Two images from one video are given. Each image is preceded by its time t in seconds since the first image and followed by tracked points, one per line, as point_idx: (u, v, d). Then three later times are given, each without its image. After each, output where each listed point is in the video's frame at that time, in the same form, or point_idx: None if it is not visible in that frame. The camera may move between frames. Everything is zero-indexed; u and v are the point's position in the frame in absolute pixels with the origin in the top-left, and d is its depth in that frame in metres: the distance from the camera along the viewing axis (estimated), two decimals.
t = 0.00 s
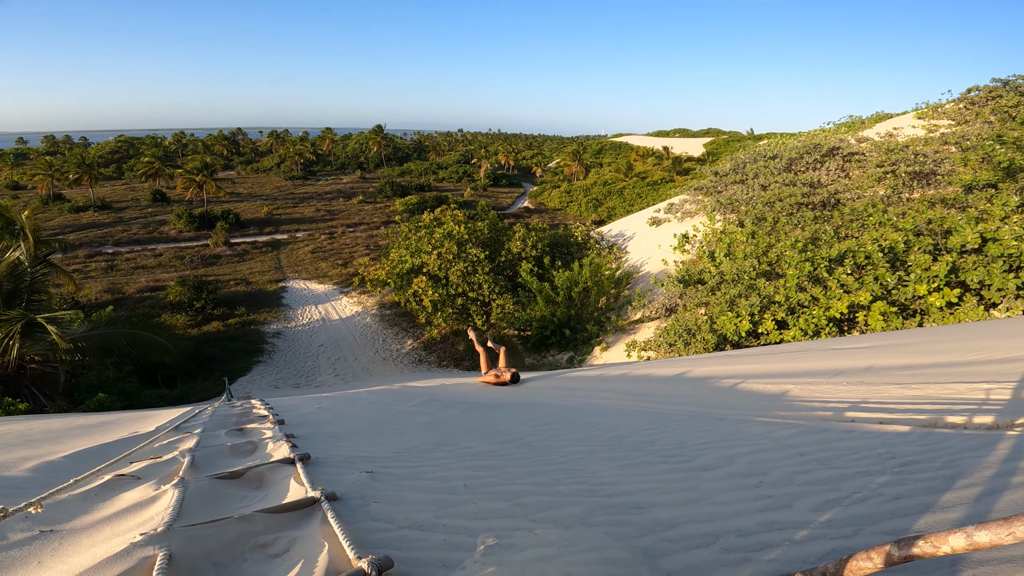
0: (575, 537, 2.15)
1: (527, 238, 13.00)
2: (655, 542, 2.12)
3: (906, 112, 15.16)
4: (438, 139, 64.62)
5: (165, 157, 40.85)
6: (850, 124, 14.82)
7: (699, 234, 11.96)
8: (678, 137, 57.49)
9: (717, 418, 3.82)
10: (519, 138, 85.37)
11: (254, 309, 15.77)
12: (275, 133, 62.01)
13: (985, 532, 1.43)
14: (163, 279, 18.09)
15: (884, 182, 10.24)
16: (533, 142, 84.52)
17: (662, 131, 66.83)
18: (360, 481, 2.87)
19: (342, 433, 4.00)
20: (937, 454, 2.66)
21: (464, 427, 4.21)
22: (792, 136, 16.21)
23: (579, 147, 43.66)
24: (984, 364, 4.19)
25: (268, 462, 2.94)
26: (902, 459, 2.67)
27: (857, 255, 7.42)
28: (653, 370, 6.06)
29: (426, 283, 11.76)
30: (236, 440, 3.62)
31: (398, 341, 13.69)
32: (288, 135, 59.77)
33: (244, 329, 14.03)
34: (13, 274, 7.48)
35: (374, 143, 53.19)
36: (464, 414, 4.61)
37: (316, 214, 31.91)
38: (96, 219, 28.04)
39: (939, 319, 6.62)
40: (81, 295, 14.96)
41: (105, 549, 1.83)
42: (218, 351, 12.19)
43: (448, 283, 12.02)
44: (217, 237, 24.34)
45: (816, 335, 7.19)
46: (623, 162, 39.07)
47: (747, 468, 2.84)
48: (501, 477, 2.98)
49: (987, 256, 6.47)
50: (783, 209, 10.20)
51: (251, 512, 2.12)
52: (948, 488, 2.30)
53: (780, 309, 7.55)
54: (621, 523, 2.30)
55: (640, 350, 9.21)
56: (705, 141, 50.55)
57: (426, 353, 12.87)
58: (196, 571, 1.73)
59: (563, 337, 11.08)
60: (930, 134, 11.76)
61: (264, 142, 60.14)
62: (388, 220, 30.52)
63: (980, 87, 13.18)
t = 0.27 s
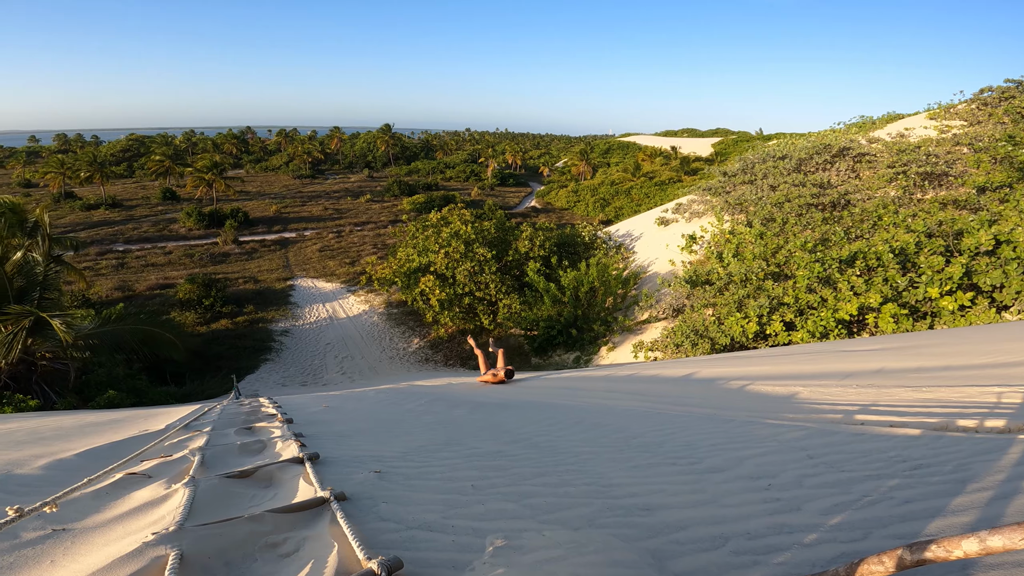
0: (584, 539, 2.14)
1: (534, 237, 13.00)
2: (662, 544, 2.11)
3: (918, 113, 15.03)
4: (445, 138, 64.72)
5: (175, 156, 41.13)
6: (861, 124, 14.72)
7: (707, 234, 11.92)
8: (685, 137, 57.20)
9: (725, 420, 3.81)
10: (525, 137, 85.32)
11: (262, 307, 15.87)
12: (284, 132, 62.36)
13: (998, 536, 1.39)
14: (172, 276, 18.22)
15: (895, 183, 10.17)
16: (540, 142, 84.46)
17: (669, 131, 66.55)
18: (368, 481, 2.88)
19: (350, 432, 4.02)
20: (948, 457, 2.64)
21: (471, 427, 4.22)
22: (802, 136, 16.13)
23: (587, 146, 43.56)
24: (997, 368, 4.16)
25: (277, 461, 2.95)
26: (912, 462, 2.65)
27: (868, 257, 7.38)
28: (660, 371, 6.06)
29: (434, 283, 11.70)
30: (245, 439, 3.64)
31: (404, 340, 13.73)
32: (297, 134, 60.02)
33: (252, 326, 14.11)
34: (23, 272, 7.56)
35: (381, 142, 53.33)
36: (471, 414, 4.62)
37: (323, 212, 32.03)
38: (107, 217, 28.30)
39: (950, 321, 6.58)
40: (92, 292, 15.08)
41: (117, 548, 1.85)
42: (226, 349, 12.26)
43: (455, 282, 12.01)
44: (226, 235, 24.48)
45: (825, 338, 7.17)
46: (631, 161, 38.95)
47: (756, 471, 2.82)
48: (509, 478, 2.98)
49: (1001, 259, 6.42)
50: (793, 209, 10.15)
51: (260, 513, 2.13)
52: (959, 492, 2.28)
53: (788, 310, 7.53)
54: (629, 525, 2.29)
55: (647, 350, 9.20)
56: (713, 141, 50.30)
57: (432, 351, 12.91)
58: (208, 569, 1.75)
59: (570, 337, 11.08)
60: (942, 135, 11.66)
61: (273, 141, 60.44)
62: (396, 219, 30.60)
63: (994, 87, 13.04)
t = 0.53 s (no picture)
0: (596, 539, 2.14)
1: (540, 237, 13.01)
2: (675, 545, 2.11)
3: (927, 114, 14.94)
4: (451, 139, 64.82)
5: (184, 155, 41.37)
6: (870, 125, 14.64)
7: (714, 235, 11.89)
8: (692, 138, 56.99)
9: (735, 421, 3.80)
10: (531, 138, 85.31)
11: (269, 306, 15.94)
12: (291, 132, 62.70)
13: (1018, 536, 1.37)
14: (180, 275, 18.33)
15: (905, 185, 10.12)
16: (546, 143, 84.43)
17: (675, 132, 66.37)
18: (379, 480, 2.88)
19: (359, 432, 4.03)
20: (962, 459, 2.62)
21: (479, 427, 4.22)
22: (810, 137, 16.07)
23: (593, 147, 43.50)
24: (1009, 371, 4.12)
25: (288, 460, 2.96)
26: (925, 464, 2.63)
27: (877, 258, 7.35)
28: (668, 372, 6.05)
29: (440, 283, 11.82)
30: (256, 439, 3.65)
31: (410, 339, 13.75)
32: (304, 135, 60.28)
33: (259, 326, 14.17)
34: (33, 272, 7.61)
35: (388, 142, 53.47)
36: (479, 414, 4.61)
37: (330, 212, 32.14)
38: (116, 216, 28.51)
39: (961, 324, 6.55)
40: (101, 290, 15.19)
41: (135, 546, 1.86)
42: (232, 348, 12.31)
43: (461, 282, 12.08)
44: (233, 234, 24.59)
45: (833, 340, 7.22)
46: (637, 163, 38.87)
47: (767, 472, 2.81)
48: (518, 478, 2.98)
49: (1013, 261, 6.39)
50: (801, 210, 10.11)
51: (275, 512, 2.14)
52: (973, 494, 2.27)
53: (797, 312, 7.52)
54: (640, 525, 2.29)
55: (653, 352, 9.19)
56: (720, 142, 50.11)
57: (438, 351, 12.93)
58: (224, 568, 1.76)
59: (576, 337, 11.04)
60: (952, 137, 11.59)
61: (280, 141, 60.76)
62: (402, 220, 30.66)
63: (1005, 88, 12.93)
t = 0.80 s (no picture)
0: (609, 544, 2.14)
1: (545, 238, 13.02)
2: (687, 550, 2.10)
3: (935, 115, 14.88)
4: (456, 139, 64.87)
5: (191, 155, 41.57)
6: (878, 126, 14.57)
7: (720, 236, 11.87)
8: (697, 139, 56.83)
9: (744, 425, 3.79)
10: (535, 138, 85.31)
11: (275, 306, 16.01)
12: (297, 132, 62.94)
13: None
14: (187, 275, 18.40)
15: (913, 186, 10.07)
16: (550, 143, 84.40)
17: (680, 133, 66.28)
18: (390, 484, 2.88)
19: (368, 434, 4.04)
20: (974, 464, 2.61)
21: (488, 430, 4.22)
22: (817, 139, 16.02)
23: (598, 148, 43.46)
24: (1020, 375, 4.11)
25: (300, 464, 2.97)
26: (937, 470, 2.62)
27: (885, 260, 7.32)
28: (676, 374, 6.04)
29: (445, 284, 11.84)
30: (267, 441, 3.67)
31: (415, 340, 13.77)
32: (309, 135, 60.47)
33: (265, 326, 14.23)
34: (44, 272, 7.67)
35: (393, 143, 53.55)
36: (487, 417, 4.62)
37: (336, 212, 32.21)
38: (123, 216, 28.65)
39: (969, 327, 6.53)
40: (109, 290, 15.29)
41: (153, 552, 1.87)
42: (238, 348, 12.37)
43: (466, 283, 12.10)
44: (240, 234, 24.71)
45: (840, 342, 7.18)
46: (642, 163, 38.80)
47: (778, 477, 2.80)
48: (528, 482, 2.98)
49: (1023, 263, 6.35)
50: (808, 212, 10.08)
51: (289, 517, 2.14)
52: (985, 499, 2.26)
53: (804, 314, 7.50)
54: (652, 530, 2.28)
55: (659, 353, 9.19)
56: (725, 143, 49.92)
57: (443, 352, 12.95)
58: (241, 572, 1.77)
59: (580, 339, 11.03)
60: (960, 138, 11.53)
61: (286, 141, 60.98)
62: (407, 220, 30.71)
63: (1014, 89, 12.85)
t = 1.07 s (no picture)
0: (611, 547, 2.14)
1: (548, 238, 13.02)
2: (690, 553, 2.10)
3: (941, 115, 14.80)
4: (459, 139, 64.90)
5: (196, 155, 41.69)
6: (882, 126, 14.52)
7: (723, 237, 11.85)
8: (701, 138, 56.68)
9: (747, 428, 3.79)
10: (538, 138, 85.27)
11: (279, 306, 16.05)
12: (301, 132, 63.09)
13: None
14: (192, 275, 18.46)
15: (918, 187, 10.03)
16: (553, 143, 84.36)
17: (684, 132, 66.16)
18: (393, 486, 2.89)
19: (371, 436, 4.05)
20: (978, 467, 2.60)
21: (490, 431, 4.23)
22: (821, 139, 15.97)
23: (601, 147, 43.39)
24: None
25: (304, 465, 2.98)
26: (941, 473, 2.62)
27: (890, 261, 7.30)
28: (679, 376, 6.04)
29: (448, 284, 11.86)
30: (270, 442, 3.68)
31: (419, 340, 13.79)
32: (313, 135, 60.57)
33: (269, 326, 14.27)
34: (52, 271, 7.68)
35: (396, 142, 53.55)
36: (490, 418, 4.63)
37: (340, 212, 32.26)
38: (128, 216, 28.77)
39: (975, 328, 6.50)
40: (114, 290, 15.35)
41: (158, 553, 1.87)
42: (242, 348, 12.39)
43: (469, 283, 12.11)
44: (244, 234, 24.77)
45: (845, 343, 7.17)
46: (646, 163, 38.73)
47: (781, 479, 2.80)
48: (531, 484, 2.98)
49: None
50: (812, 212, 10.05)
51: (293, 519, 2.15)
52: (989, 502, 2.25)
53: (808, 315, 7.49)
54: (654, 533, 2.28)
55: (662, 354, 9.19)
56: (729, 142, 49.77)
57: (446, 352, 12.96)
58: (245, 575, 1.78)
59: (584, 339, 11.03)
60: (966, 138, 11.48)
61: (290, 141, 61.09)
62: (411, 220, 30.74)
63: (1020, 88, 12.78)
